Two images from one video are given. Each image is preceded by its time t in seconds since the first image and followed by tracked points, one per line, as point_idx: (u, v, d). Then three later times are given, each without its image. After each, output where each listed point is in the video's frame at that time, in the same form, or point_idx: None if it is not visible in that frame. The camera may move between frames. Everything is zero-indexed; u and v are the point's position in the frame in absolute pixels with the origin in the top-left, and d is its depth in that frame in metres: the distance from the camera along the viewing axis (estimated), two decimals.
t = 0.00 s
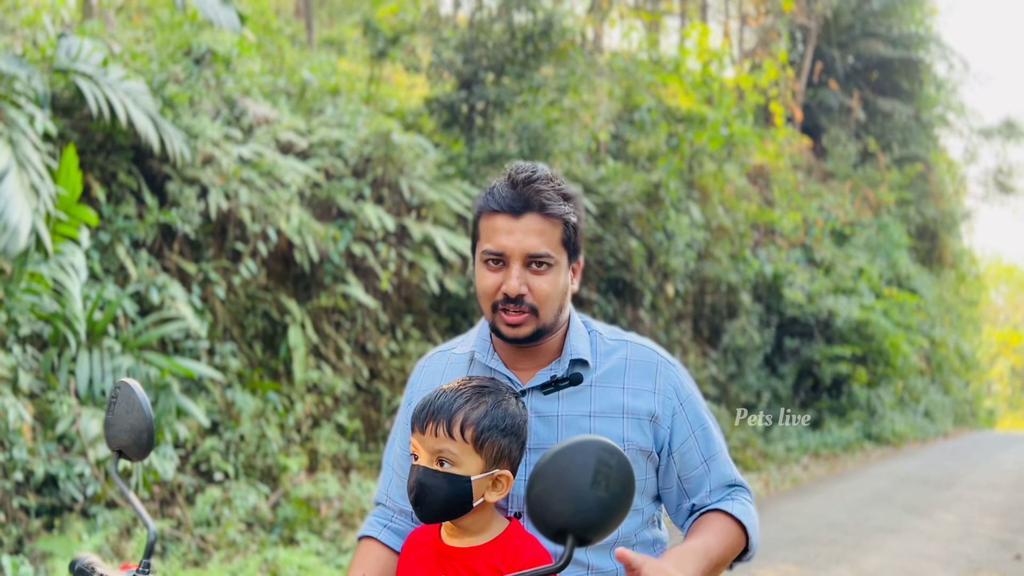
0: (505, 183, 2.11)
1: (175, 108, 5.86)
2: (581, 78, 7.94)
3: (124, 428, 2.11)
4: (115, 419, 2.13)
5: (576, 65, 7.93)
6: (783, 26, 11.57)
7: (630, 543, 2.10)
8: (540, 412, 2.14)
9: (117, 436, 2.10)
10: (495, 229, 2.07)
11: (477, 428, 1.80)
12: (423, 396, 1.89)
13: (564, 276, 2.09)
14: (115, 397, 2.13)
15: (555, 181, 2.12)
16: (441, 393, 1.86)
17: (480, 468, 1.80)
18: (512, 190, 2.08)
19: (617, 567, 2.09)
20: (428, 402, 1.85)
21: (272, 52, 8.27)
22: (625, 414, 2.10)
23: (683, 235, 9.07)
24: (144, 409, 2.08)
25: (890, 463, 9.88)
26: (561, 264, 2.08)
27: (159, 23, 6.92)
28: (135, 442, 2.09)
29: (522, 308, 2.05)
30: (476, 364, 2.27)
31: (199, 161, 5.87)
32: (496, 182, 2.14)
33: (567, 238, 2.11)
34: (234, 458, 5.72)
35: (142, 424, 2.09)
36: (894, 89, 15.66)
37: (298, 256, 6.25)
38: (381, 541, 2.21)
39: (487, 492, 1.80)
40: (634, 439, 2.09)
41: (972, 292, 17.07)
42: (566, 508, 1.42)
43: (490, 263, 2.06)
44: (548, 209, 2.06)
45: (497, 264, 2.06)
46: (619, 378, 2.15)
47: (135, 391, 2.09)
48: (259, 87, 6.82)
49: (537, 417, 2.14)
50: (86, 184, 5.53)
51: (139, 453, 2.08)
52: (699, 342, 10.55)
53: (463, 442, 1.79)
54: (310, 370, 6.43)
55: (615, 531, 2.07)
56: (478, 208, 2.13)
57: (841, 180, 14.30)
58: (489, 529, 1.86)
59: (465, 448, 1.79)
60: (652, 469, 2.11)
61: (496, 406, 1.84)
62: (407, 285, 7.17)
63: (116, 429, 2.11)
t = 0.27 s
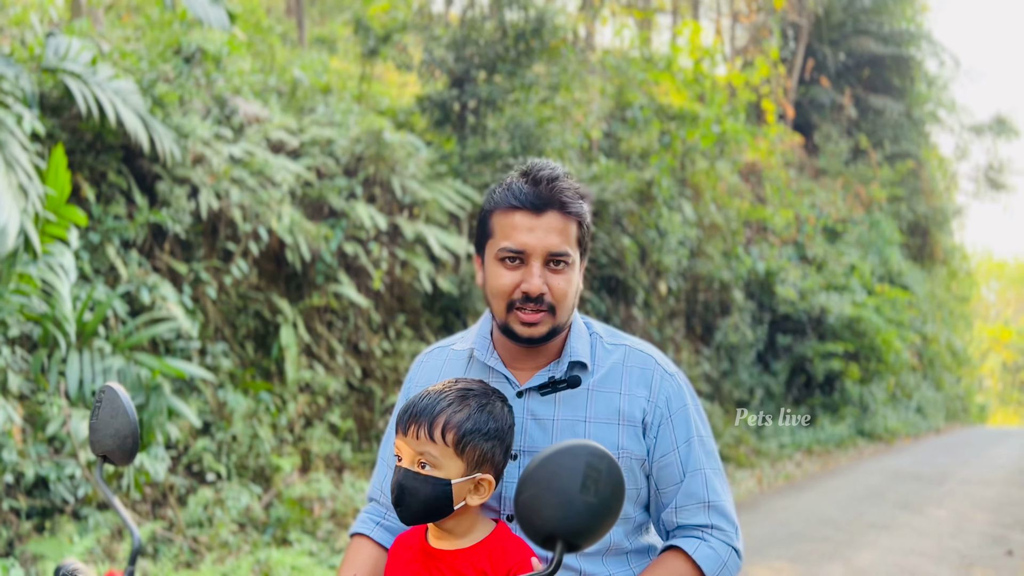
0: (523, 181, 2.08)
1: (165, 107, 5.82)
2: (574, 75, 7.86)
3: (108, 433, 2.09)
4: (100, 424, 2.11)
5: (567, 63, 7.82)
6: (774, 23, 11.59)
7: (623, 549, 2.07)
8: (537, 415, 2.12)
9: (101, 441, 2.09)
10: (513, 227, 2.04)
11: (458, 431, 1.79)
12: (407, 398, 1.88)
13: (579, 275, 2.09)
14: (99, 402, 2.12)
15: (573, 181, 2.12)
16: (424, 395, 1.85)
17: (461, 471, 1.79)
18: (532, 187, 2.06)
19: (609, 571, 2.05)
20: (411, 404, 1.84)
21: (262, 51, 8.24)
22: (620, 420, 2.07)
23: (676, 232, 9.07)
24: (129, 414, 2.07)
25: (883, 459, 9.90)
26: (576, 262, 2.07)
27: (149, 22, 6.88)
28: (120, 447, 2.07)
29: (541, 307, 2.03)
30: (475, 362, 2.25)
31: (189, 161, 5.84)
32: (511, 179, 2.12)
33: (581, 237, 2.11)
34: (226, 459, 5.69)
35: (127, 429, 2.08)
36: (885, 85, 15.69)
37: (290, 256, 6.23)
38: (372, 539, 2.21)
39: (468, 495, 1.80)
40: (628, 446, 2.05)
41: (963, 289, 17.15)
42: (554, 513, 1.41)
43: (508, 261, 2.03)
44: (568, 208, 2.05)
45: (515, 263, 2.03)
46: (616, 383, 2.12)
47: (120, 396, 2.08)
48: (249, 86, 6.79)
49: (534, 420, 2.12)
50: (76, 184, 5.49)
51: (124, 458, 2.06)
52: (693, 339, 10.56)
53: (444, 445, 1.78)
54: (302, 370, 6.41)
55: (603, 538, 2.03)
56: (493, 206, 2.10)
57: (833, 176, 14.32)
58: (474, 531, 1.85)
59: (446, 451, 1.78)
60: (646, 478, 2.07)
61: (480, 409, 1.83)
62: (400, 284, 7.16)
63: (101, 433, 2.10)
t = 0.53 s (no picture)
0: (513, 179, 2.07)
1: (155, 106, 5.80)
2: (565, 73, 7.91)
3: (99, 433, 2.08)
4: (91, 424, 2.10)
5: (559, 60, 7.88)
6: (765, 21, 11.61)
7: (620, 547, 2.07)
8: (531, 413, 2.12)
9: (92, 442, 2.07)
10: (504, 225, 2.03)
11: (447, 430, 1.78)
12: (397, 399, 1.88)
13: (571, 272, 2.08)
14: (90, 402, 2.10)
15: (563, 178, 2.10)
16: (413, 395, 1.85)
17: (452, 470, 1.79)
18: (522, 185, 2.05)
19: (605, 570, 2.05)
20: (400, 405, 1.84)
21: (253, 49, 8.21)
22: (615, 418, 2.07)
23: (667, 230, 9.08)
24: (120, 413, 2.06)
25: (874, 456, 9.95)
26: (568, 259, 2.07)
27: (139, 20, 6.85)
28: (111, 447, 2.06)
29: (532, 305, 2.03)
30: (469, 360, 2.25)
31: (180, 159, 5.82)
32: (501, 177, 2.11)
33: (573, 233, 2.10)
34: (218, 458, 5.68)
35: (118, 429, 2.07)
36: (876, 83, 15.73)
37: (282, 255, 6.21)
38: (366, 537, 2.20)
39: (461, 494, 1.80)
40: (622, 443, 2.06)
41: (953, 285, 17.23)
42: (548, 512, 1.41)
43: (498, 260, 2.03)
44: (558, 205, 2.04)
45: (506, 262, 2.02)
46: (611, 380, 2.12)
47: (111, 396, 2.07)
48: (240, 84, 6.76)
49: (528, 418, 2.12)
50: (65, 183, 5.47)
51: (115, 458, 2.05)
52: (685, 337, 10.58)
53: (433, 445, 1.78)
54: (294, 369, 6.39)
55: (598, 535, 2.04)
56: (483, 204, 2.09)
57: (824, 174, 14.36)
58: (470, 531, 1.85)
59: (435, 451, 1.78)
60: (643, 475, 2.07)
61: (468, 408, 1.82)
62: (392, 283, 7.14)
63: (91, 434, 2.09)
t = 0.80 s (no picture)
0: (493, 175, 2.08)
1: (143, 104, 5.77)
2: (555, 71, 7.89)
3: (87, 431, 2.07)
4: (78, 421, 2.09)
5: (550, 58, 7.87)
6: (754, 19, 11.64)
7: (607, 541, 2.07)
8: (519, 408, 2.12)
9: (80, 439, 2.06)
10: (488, 221, 2.03)
11: (441, 424, 1.78)
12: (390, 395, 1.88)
13: (557, 264, 2.09)
14: (77, 399, 2.09)
15: (542, 171, 2.12)
16: (406, 391, 1.85)
17: (446, 465, 1.78)
18: (503, 180, 2.06)
19: (595, 565, 2.05)
20: (393, 401, 1.84)
21: (242, 47, 8.18)
22: (603, 411, 2.07)
23: (658, 228, 9.09)
24: (108, 410, 2.05)
25: (864, 452, 9.99)
26: (552, 252, 2.08)
27: (126, 18, 6.81)
28: (99, 444, 2.05)
29: (523, 299, 2.02)
30: (456, 357, 2.25)
31: (168, 157, 5.79)
32: (480, 175, 2.11)
33: (555, 225, 2.11)
34: (208, 458, 5.66)
35: (106, 426, 2.06)
36: (865, 81, 15.79)
37: (271, 253, 6.19)
38: (356, 537, 2.20)
39: (455, 489, 1.79)
40: (610, 437, 2.05)
41: (941, 282, 17.34)
42: (537, 505, 1.41)
43: (485, 257, 2.02)
44: (540, 198, 2.06)
45: (493, 257, 2.02)
46: (599, 374, 2.12)
47: (99, 393, 2.06)
48: (229, 82, 6.73)
49: (517, 413, 2.11)
50: (52, 182, 5.43)
51: (103, 456, 2.05)
52: (675, 334, 10.61)
53: (427, 440, 1.78)
54: (284, 368, 6.37)
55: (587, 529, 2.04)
56: (465, 202, 2.09)
57: (813, 172, 14.41)
58: (463, 526, 1.84)
59: (429, 445, 1.78)
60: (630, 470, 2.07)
61: (462, 401, 1.83)
62: (382, 281, 7.13)
63: (79, 432, 2.07)
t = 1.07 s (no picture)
0: (468, 179, 2.08)
1: (129, 102, 5.73)
2: (543, 70, 7.82)
3: (78, 431, 2.06)
4: (70, 422, 2.08)
5: (537, 57, 7.81)
6: (742, 18, 11.68)
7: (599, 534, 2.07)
8: (507, 403, 2.10)
9: (71, 440, 2.05)
10: (470, 225, 2.03)
11: (433, 424, 1.78)
12: (380, 395, 1.88)
13: (540, 261, 2.09)
14: (70, 399, 2.08)
15: (518, 170, 2.12)
16: (397, 391, 1.85)
17: (438, 464, 1.78)
18: (479, 183, 2.06)
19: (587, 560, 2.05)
20: (384, 402, 1.84)
21: (229, 45, 8.15)
22: (591, 403, 2.06)
23: (646, 226, 9.11)
24: (100, 410, 2.04)
25: (851, 449, 10.05)
26: (536, 249, 2.08)
27: (112, 16, 6.77)
28: (90, 445, 2.04)
29: (512, 299, 2.02)
30: (444, 354, 2.24)
31: (155, 156, 5.76)
32: (456, 180, 2.11)
33: (534, 223, 2.11)
34: (196, 458, 5.64)
35: (98, 427, 2.05)
36: (851, 80, 15.87)
37: (259, 252, 6.17)
38: (344, 536, 2.19)
39: (447, 488, 1.79)
40: (599, 428, 2.05)
41: (927, 280, 17.46)
42: (534, 507, 1.42)
43: (470, 261, 2.02)
44: (518, 196, 2.06)
45: (478, 260, 2.02)
46: (586, 366, 2.11)
47: (90, 393, 2.05)
48: (216, 80, 6.70)
49: (504, 408, 2.11)
50: (38, 181, 5.39)
51: (95, 456, 2.04)
52: (664, 332, 10.64)
53: (418, 440, 1.78)
54: (272, 367, 6.35)
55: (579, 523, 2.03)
56: (444, 208, 2.08)
57: (800, 170, 14.47)
58: (454, 524, 1.85)
59: (420, 445, 1.78)
60: (621, 461, 2.07)
61: (453, 401, 1.83)
62: (371, 280, 7.12)
63: (71, 432, 2.06)
